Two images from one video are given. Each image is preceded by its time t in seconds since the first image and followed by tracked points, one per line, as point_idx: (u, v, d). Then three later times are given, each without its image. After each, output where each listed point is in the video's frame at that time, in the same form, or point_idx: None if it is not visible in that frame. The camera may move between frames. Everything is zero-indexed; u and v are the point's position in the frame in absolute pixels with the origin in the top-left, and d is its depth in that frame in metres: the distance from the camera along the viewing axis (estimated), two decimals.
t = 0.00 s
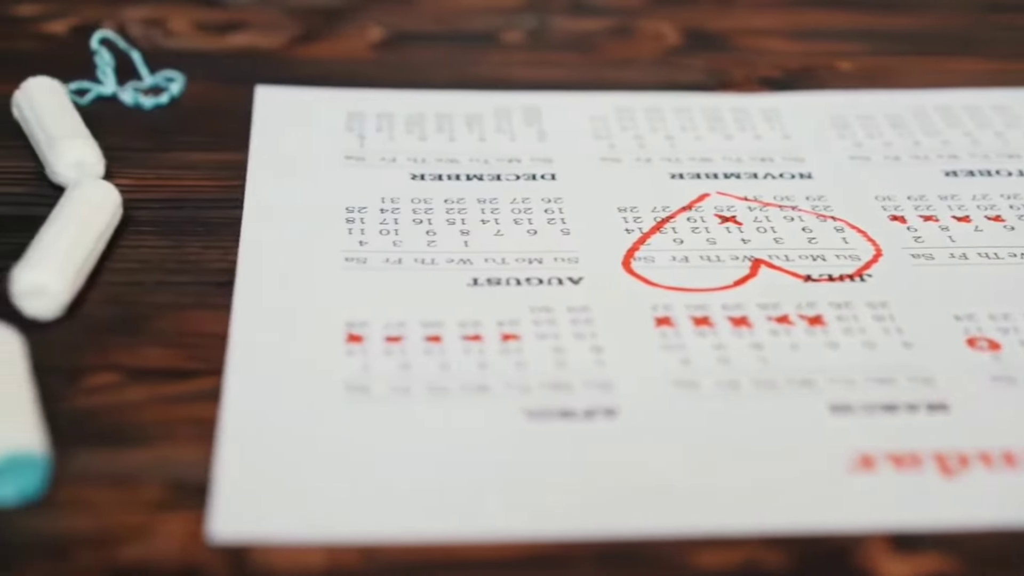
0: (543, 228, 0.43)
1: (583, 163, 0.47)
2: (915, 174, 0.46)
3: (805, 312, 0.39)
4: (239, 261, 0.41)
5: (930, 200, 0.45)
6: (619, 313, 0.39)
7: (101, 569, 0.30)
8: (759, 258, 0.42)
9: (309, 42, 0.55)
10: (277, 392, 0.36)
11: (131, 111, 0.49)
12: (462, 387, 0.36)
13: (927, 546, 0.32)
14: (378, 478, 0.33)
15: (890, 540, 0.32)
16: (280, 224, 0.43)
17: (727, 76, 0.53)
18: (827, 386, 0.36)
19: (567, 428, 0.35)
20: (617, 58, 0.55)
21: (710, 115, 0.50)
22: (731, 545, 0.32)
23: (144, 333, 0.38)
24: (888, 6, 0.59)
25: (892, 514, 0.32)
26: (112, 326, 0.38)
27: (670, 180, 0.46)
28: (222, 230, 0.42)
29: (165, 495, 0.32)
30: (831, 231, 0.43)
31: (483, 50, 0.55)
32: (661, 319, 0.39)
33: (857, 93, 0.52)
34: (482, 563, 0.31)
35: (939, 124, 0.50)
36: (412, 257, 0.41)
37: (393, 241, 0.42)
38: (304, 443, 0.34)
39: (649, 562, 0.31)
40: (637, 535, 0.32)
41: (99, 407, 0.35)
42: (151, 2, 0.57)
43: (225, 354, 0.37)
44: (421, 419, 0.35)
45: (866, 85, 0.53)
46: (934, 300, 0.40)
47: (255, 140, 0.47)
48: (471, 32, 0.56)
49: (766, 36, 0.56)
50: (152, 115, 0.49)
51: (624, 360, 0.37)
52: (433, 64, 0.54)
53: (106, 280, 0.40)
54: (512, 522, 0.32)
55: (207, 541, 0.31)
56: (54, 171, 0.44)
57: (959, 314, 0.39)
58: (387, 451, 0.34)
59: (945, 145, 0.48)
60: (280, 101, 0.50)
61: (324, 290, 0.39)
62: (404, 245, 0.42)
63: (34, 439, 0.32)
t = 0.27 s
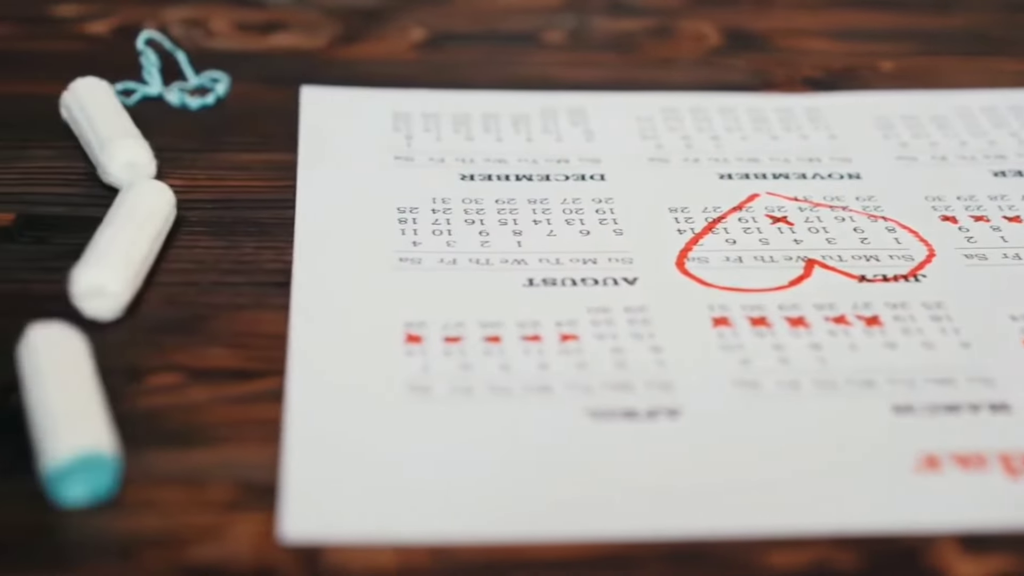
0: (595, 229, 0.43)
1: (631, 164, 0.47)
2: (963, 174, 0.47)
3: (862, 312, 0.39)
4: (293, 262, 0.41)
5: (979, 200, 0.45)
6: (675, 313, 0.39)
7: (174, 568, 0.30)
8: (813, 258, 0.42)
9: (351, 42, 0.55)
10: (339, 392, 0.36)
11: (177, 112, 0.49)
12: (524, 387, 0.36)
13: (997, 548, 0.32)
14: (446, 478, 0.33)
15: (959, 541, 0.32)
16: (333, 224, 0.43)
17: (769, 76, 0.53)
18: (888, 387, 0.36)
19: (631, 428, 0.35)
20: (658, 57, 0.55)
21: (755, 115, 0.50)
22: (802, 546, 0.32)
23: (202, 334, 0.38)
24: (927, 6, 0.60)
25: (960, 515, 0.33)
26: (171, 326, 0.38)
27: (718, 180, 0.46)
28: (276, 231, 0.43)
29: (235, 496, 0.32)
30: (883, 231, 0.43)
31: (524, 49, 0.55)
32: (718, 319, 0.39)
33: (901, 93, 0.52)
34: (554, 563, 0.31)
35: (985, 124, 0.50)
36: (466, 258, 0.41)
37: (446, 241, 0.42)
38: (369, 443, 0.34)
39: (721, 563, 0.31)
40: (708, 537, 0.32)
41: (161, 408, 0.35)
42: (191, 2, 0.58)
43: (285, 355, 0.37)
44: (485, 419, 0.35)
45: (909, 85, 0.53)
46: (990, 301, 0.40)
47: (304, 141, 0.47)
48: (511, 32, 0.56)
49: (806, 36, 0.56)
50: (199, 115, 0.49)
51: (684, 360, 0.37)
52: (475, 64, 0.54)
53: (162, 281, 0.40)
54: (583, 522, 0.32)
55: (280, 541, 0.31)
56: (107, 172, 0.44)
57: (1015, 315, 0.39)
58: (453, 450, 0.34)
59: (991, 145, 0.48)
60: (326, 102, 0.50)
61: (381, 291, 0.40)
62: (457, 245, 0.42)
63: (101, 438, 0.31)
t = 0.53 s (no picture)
0: (650, 229, 0.43)
1: (682, 164, 0.47)
2: (1013, 174, 0.47)
3: (922, 312, 0.39)
4: (352, 262, 0.41)
5: None
6: (736, 313, 0.39)
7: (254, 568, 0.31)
8: (869, 258, 0.42)
9: (394, 42, 0.55)
10: (406, 392, 0.36)
11: (226, 112, 0.49)
12: (590, 387, 0.36)
13: None
14: (519, 478, 0.33)
15: None
16: (389, 224, 0.43)
17: (814, 76, 0.53)
18: (953, 388, 0.36)
19: (700, 429, 0.35)
20: (701, 57, 0.55)
21: (802, 115, 0.50)
22: (877, 546, 0.32)
23: (266, 334, 0.38)
24: (966, 6, 0.60)
25: None
26: (234, 326, 0.38)
27: (770, 180, 0.46)
28: (332, 232, 0.43)
29: (310, 496, 0.33)
30: (937, 231, 0.43)
31: (567, 50, 0.55)
32: (779, 320, 0.39)
33: (947, 93, 0.52)
34: (633, 563, 0.31)
35: None
36: (524, 258, 0.42)
37: (502, 241, 0.42)
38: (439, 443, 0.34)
39: (798, 564, 0.32)
40: (785, 538, 0.32)
41: (229, 408, 0.35)
42: (233, 3, 0.58)
43: (350, 356, 0.37)
44: (553, 418, 0.35)
45: (954, 85, 0.53)
46: None
47: (354, 141, 0.47)
48: (553, 33, 0.56)
49: (848, 36, 0.56)
50: (248, 115, 0.49)
51: (748, 360, 0.37)
52: (519, 64, 0.54)
53: (222, 281, 0.40)
54: (659, 523, 0.32)
55: (359, 541, 0.31)
56: (162, 172, 0.44)
57: None
58: (524, 449, 0.34)
59: None
60: (374, 103, 0.50)
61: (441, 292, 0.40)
62: (514, 245, 0.42)
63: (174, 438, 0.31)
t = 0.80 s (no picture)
0: (714, 230, 0.43)
1: (741, 164, 0.47)
2: None
3: (992, 313, 0.39)
4: (420, 263, 0.41)
5: None
6: (807, 313, 0.39)
7: (345, 568, 0.31)
8: (936, 259, 0.42)
9: (445, 42, 0.55)
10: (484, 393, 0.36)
11: (283, 112, 0.49)
12: (667, 388, 0.36)
13: None
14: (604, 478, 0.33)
15: None
16: (454, 225, 0.43)
17: (866, 76, 0.53)
18: None
19: (779, 429, 0.35)
20: (752, 58, 0.55)
21: (858, 115, 0.50)
22: (963, 547, 0.32)
23: (339, 334, 0.38)
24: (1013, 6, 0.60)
25: None
26: (306, 326, 0.38)
27: (830, 180, 0.46)
28: (397, 233, 0.43)
29: (395, 496, 0.33)
30: (1001, 232, 0.43)
31: (619, 50, 0.55)
32: (851, 320, 0.39)
33: (1001, 94, 0.52)
34: (722, 564, 0.31)
35: None
36: (591, 259, 0.42)
37: (568, 242, 0.42)
38: (521, 443, 0.34)
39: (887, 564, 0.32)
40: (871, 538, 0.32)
41: (308, 409, 0.35)
42: (282, 4, 0.58)
43: (425, 356, 0.37)
44: (633, 418, 0.35)
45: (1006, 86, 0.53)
46: None
47: (413, 142, 0.47)
48: (603, 33, 0.56)
49: (898, 36, 0.56)
50: (305, 115, 0.49)
51: (822, 360, 0.37)
52: (571, 64, 0.54)
53: (292, 282, 0.40)
54: (746, 523, 0.32)
55: (449, 541, 0.31)
56: (225, 173, 0.44)
57: None
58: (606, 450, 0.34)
59: None
60: (430, 104, 0.50)
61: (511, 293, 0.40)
62: (580, 246, 0.42)
63: (262, 438, 0.31)
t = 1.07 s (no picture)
0: (773, 230, 0.43)
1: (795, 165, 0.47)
2: None
3: None
4: (482, 264, 0.41)
5: None
6: (871, 313, 0.39)
7: (426, 567, 0.31)
8: (995, 259, 0.42)
9: (492, 42, 0.56)
10: (554, 394, 0.36)
11: (335, 113, 0.49)
12: (736, 388, 0.36)
13: None
14: (679, 478, 0.33)
15: None
16: (514, 227, 0.43)
17: (914, 77, 0.53)
18: None
19: (850, 429, 0.35)
20: (799, 58, 0.55)
21: (908, 115, 0.50)
22: None
23: (405, 334, 0.38)
24: None
25: None
26: (372, 326, 0.39)
27: (884, 180, 0.46)
28: (457, 233, 0.43)
29: (472, 496, 0.33)
30: None
31: (666, 50, 0.55)
32: (915, 321, 0.39)
33: None
34: (801, 563, 0.31)
35: None
36: (651, 260, 0.42)
37: (627, 243, 0.42)
38: (594, 444, 0.34)
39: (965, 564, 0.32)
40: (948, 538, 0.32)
41: (380, 409, 0.35)
42: (329, 6, 0.58)
43: (492, 357, 0.37)
44: (704, 418, 0.35)
45: None
46: None
47: (468, 143, 0.48)
48: (650, 33, 0.57)
49: (943, 37, 0.57)
50: (358, 116, 0.49)
51: (889, 361, 0.37)
52: (620, 64, 0.54)
53: (355, 282, 0.40)
54: (823, 523, 0.32)
55: (529, 541, 0.31)
56: (283, 173, 0.44)
57: None
58: (680, 450, 0.34)
59: None
60: (482, 105, 0.50)
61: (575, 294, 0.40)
62: (640, 247, 0.42)
63: (340, 438, 0.31)
